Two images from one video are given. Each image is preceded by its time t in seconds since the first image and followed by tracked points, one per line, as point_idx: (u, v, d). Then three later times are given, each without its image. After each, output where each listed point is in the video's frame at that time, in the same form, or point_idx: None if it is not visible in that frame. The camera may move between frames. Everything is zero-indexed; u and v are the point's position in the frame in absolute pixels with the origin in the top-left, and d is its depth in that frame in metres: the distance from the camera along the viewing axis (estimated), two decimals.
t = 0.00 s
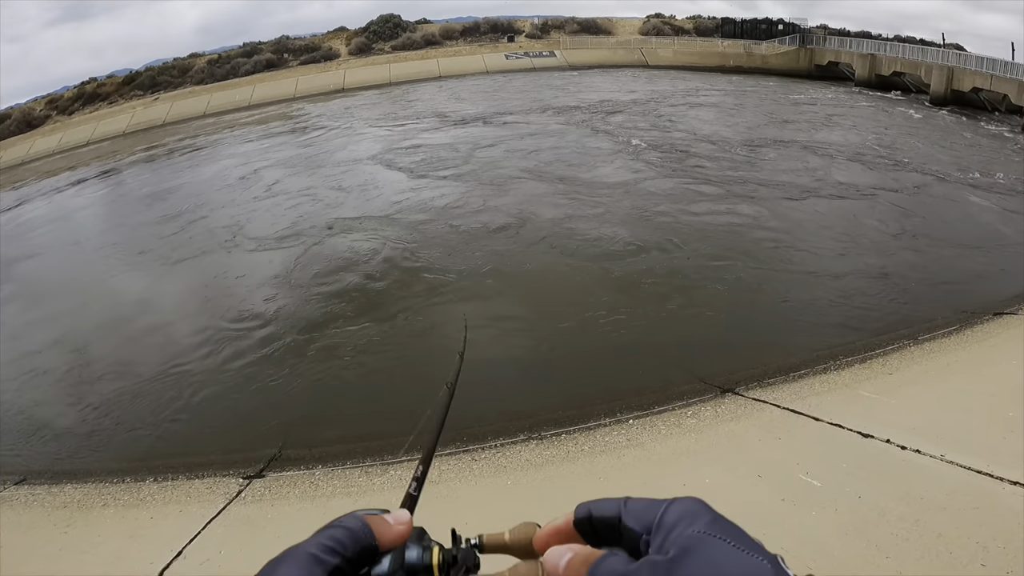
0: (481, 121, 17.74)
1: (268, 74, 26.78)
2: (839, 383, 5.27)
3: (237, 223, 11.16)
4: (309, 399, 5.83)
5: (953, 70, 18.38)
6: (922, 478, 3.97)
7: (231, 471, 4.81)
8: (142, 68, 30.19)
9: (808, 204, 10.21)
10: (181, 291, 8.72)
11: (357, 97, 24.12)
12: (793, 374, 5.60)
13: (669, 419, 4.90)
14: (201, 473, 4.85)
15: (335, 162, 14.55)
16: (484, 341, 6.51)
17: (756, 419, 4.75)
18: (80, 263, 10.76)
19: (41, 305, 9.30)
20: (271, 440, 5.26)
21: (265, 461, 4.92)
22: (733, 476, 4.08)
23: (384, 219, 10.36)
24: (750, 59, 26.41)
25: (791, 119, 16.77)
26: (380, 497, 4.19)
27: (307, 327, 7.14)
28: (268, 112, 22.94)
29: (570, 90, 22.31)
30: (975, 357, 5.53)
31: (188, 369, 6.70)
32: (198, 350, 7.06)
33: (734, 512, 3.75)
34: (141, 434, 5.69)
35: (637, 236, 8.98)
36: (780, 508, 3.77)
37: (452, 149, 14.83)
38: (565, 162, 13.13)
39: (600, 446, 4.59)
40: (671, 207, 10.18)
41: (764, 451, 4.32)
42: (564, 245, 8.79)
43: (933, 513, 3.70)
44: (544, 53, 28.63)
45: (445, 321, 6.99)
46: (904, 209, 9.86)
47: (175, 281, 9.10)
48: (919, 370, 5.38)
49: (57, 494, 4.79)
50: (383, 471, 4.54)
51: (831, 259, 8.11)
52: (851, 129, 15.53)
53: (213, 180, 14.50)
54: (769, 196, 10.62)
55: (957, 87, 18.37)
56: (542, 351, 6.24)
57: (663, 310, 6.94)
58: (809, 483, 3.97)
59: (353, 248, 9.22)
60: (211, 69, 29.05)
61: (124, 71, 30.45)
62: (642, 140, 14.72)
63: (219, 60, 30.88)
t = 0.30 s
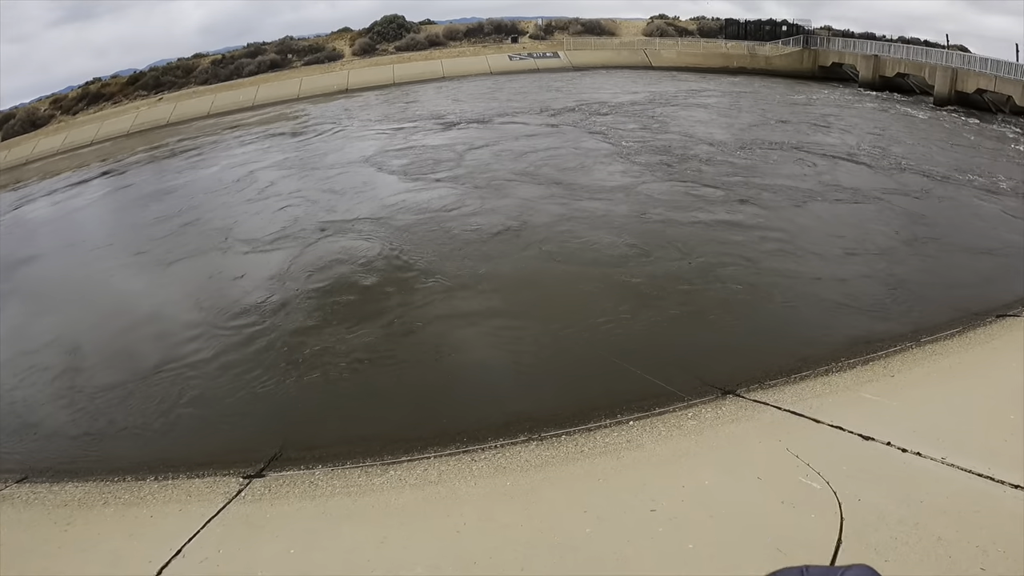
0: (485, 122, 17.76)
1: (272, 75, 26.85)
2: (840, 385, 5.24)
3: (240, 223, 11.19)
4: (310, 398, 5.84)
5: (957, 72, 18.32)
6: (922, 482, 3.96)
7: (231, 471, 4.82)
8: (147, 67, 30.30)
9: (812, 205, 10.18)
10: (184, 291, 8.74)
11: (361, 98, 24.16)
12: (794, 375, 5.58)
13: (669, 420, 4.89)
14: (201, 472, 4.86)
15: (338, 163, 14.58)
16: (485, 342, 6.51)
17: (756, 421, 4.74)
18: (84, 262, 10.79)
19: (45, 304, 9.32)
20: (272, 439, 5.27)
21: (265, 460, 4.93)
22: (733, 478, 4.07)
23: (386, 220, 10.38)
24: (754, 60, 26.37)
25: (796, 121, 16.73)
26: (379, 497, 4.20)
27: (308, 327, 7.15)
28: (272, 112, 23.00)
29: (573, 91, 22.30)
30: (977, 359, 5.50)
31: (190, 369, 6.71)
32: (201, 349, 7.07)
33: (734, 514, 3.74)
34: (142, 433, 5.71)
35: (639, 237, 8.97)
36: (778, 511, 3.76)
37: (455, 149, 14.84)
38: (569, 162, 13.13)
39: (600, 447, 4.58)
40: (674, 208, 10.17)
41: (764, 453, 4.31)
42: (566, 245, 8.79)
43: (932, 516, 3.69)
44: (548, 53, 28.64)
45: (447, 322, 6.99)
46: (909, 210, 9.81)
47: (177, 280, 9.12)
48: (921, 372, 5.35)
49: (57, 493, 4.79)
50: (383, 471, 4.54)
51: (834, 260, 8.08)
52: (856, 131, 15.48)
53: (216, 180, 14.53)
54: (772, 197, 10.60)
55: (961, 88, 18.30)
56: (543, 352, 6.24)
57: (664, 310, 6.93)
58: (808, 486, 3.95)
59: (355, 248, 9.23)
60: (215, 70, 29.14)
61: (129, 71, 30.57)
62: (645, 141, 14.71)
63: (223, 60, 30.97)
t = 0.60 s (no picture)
0: (493, 123, 17.79)
1: (281, 75, 26.95)
2: (847, 388, 5.22)
3: (249, 223, 11.25)
4: (316, 398, 5.86)
5: (966, 74, 18.23)
6: (930, 485, 3.93)
7: (239, 469, 4.85)
8: (157, 67, 30.46)
9: (820, 208, 10.15)
10: (192, 289, 8.79)
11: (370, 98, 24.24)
12: (802, 378, 5.56)
13: (676, 422, 4.88)
14: (209, 470, 4.88)
15: (347, 163, 14.64)
16: (492, 343, 6.53)
17: (763, 423, 4.72)
18: (92, 261, 10.86)
19: (54, 301, 9.39)
20: (279, 438, 5.29)
21: (272, 458, 4.96)
22: (739, 481, 4.06)
23: (394, 221, 10.41)
24: (763, 62, 26.30)
25: (804, 123, 16.67)
26: (385, 496, 4.21)
27: (316, 327, 7.18)
28: (281, 113, 23.09)
29: (582, 92, 22.30)
30: (986, 363, 5.46)
31: (197, 367, 6.75)
32: (208, 348, 7.11)
33: (740, 516, 3.73)
34: (150, 430, 5.74)
35: (647, 240, 8.96)
36: (784, 513, 3.74)
37: (463, 151, 14.86)
38: (577, 164, 13.13)
39: (606, 448, 4.58)
40: (681, 211, 10.17)
41: (771, 456, 4.29)
42: (574, 248, 8.80)
43: (939, 520, 3.67)
44: (556, 55, 28.65)
45: (454, 323, 7.01)
46: (918, 215, 9.75)
47: (186, 279, 9.17)
48: (929, 376, 5.32)
49: (65, 489, 4.82)
50: (389, 471, 4.55)
51: (842, 264, 8.05)
52: (865, 134, 15.40)
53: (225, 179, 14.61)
54: (780, 200, 10.57)
55: (971, 90, 18.21)
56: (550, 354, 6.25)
57: (671, 313, 6.93)
58: (815, 489, 3.93)
59: (363, 248, 9.27)
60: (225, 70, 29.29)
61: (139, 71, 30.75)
62: (653, 143, 14.70)
63: (233, 60, 31.10)
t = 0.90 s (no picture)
0: (504, 125, 17.81)
1: (292, 75, 27.07)
2: (857, 391, 5.20)
3: (260, 223, 11.30)
4: (327, 397, 5.89)
5: (977, 77, 18.13)
6: (940, 489, 3.91)
7: (249, 467, 4.88)
8: (169, 67, 30.64)
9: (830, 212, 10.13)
10: (203, 288, 8.85)
11: (380, 99, 24.31)
12: (812, 381, 5.55)
13: (686, 424, 4.88)
14: (219, 468, 4.92)
15: (357, 164, 14.69)
16: (502, 345, 6.56)
17: (773, 426, 4.71)
18: (102, 258, 10.94)
19: (64, 298, 9.46)
20: (289, 437, 5.32)
21: (282, 457, 4.99)
22: (749, 483, 4.05)
23: (406, 222, 10.46)
24: (774, 64, 26.25)
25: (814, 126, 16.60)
26: (395, 494, 4.22)
27: (326, 328, 7.21)
28: (292, 112, 23.19)
29: (592, 94, 22.31)
30: (997, 367, 5.43)
31: (207, 366, 6.79)
32: (219, 347, 7.16)
33: (750, 518, 3.73)
34: (160, 428, 5.78)
35: (658, 243, 8.98)
36: (793, 515, 3.74)
37: (474, 152, 14.90)
38: (587, 166, 13.15)
39: (615, 449, 4.58)
40: (691, 214, 10.19)
41: (781, 458, 4.28)
42: (586, 251, 8.82)
43: (949, 524, 3.65)
44: (567, 56, 28.67)
45: (464, 325, 7.05)
46: (930, 219, 9.68)
47: (197, 278, 9.24)
48: (939, 380, 5.30)
49: (75, 485, 4.86)
50: (399, 470, 4.57)
51: (852, 268, 8.04)
52: (876, 137, 15.31)
53: (235, 179, 14.68)
54: (791, 204, 10.57)
55: (982, 93, 18.10)
56: (559, 356, 6.26)
57: (681, 317, 6.94)
58: (825, 491, 3.92)
59: (373, 250, 9.31)
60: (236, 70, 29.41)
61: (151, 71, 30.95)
62: (663, 145, 14.70)
63: (244, 60, 31.24)
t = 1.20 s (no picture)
0: (515, 126, 17.82)
1: (304, 75, 27.18)
2: (869, 395, 5.18)
3: (271, 223, 11.36)
4: (338, 397, 5.92)
5: (991, 80, 17.99)
6: (952, 494, 3.89)
7: (260, 464, 4.91)
8: (182, 66, 30.82)
9: (843, 216, 10.09)
10: (213, 287, 8.90)
11: (391, 99, 24.37)
12: (824, 385, 5.53)
13: (697, 426, 4.87)
14: (230, 465, 4.95)
15: (368, 164, 14.74)
16: (513, 346, 6.57)
17: (784, 429, 4.69)
18: (114, 256, 11.02)
19: (76, 295, 9.54)
20: (300, 435, 5.35)
21: (293, 454, 5.02)
22: (760, 485, 4.04)
23: (418, 224, 10.49)
24: (786, 67, 26.16)
25: (826, 129, 16.53)
26: (406, 493, 4.23)
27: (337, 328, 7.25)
28: (304, 112, 23.29)
29: (604, 95, 22.29)
30: (1010, 372, 5.39)
31: (218, 364, 6.84)
32: (229, 346, 7.20)
33: (761, 520, 3.71)
34: (170, 424, 5.82)
35: (669, 247, 8.98)
36: (804, 518, 3.73)
37: (486, 153, 14.92)
38: (599, 168, 13.15)
39: (625, 451, 4.58)
40: (703, 218, 10.18)
41: (792, 461, 4.27)
42: (598, 254, 8.83)
43: (961, 529, 3.63)
44: (579, 57, 28.66)
45: (475, 326, 7.06)
46: (943, 224, 9.61)
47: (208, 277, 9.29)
48: (952, 384, 5.27)
49: (87, 480, 4.90)
50: (410, 469, 4.58)
51: (864, 272, 8.01)
52: (889, 141, 15.22)
53: (247, 178, 14.76)
54: (803, 208, 10.54)
55: (995, 96, 17.96)
56: (569, 358, 6.26)
57: (692, 321, 6.94)
58: (836, 495, 3.91)
59: (384, 251, 9.35)
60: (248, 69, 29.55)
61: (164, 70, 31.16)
62: (675, 148, 14.68)
63: (257, 60, 31.39)
